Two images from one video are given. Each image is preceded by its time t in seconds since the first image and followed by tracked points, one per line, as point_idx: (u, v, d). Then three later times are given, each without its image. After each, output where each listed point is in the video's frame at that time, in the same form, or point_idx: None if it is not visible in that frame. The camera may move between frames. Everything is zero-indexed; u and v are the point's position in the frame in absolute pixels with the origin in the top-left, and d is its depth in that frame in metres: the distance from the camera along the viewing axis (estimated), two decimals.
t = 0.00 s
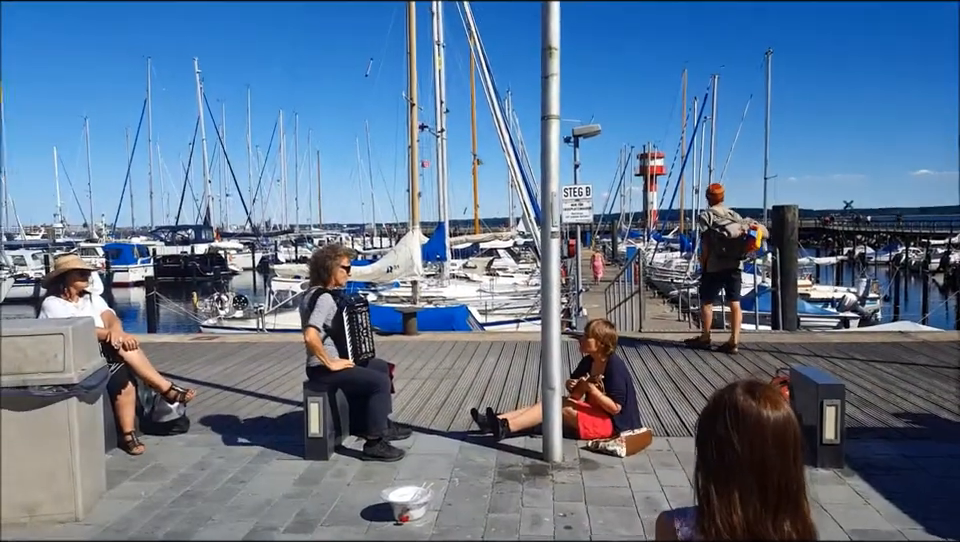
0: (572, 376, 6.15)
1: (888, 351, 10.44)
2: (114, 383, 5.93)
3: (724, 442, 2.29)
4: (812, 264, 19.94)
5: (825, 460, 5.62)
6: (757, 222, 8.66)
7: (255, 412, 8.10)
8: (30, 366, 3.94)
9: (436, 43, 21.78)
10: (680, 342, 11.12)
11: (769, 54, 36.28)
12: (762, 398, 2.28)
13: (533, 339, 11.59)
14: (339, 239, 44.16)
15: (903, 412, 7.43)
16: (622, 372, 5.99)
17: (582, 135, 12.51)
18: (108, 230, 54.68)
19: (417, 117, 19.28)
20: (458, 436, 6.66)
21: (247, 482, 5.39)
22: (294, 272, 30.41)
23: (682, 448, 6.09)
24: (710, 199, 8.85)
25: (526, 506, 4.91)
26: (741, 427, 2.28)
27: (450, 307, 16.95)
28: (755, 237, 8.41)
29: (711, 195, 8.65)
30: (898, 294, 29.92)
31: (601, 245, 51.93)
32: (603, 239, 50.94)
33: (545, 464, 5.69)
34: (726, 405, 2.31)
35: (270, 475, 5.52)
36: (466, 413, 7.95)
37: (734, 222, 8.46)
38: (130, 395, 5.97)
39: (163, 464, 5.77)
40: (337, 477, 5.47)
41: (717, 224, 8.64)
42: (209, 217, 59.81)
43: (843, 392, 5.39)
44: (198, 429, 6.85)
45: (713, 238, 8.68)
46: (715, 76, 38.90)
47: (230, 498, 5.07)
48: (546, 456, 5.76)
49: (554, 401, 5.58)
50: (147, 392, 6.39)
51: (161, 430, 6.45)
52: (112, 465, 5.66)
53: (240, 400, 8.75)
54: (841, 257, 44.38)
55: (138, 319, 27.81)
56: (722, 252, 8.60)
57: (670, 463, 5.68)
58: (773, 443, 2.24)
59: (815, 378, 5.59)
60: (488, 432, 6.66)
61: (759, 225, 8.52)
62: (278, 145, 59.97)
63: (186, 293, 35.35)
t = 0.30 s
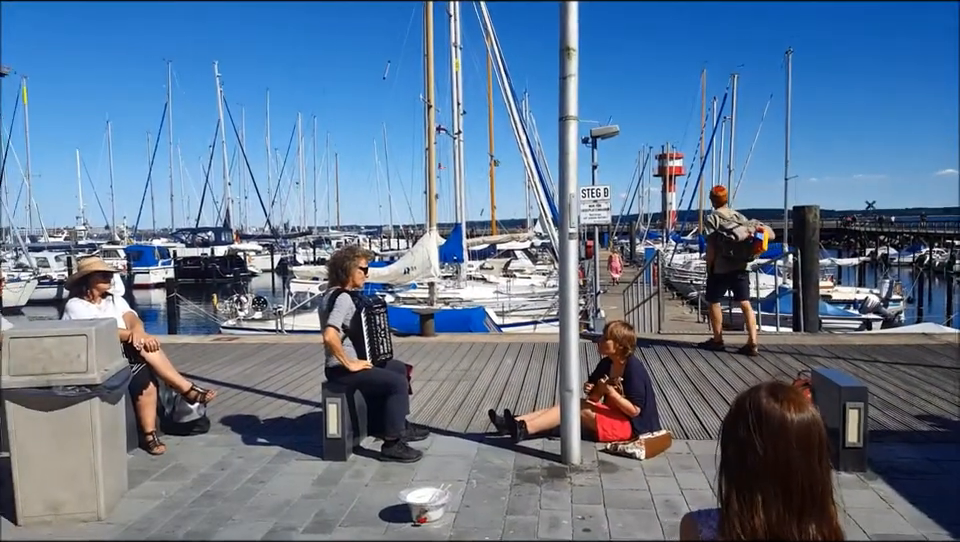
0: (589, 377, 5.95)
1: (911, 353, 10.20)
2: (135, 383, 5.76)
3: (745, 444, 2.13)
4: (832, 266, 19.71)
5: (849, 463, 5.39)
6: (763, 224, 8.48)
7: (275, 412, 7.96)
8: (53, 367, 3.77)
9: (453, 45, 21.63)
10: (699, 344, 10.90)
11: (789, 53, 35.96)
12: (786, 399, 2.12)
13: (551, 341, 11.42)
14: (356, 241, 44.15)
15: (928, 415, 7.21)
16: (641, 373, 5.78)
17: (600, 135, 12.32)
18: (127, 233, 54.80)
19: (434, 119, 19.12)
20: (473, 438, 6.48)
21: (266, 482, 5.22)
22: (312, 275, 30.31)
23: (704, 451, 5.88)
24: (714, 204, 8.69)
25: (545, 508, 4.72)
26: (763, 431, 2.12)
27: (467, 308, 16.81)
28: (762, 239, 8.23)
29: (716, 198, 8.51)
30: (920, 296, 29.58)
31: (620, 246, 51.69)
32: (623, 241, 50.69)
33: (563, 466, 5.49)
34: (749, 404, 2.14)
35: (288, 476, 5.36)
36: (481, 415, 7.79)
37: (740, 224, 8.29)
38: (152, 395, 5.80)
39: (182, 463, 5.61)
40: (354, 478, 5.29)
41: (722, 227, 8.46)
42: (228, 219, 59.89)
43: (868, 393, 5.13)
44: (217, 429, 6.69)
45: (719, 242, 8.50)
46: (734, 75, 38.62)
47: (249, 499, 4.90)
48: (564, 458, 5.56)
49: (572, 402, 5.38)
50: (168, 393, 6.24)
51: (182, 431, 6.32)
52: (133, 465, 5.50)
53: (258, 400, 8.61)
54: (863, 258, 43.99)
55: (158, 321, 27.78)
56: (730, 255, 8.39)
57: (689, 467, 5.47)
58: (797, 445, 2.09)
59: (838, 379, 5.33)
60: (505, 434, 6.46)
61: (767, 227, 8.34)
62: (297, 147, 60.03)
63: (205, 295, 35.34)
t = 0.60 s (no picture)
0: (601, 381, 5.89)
1: (925, 356, 10.09)
2: (149, 384, 5.70)
3: (761, 450, 2.15)
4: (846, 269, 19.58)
5: (864, 470, 5.25)
6: (764, 225, 8.44)
7: (287, 413, 7.90)
8: (68, 368, 3.73)
9: (465, 47, 21.59)
10: (712, 347, 10.80)
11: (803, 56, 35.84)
12: (802, 406, 2.15)
13: (563, 343, 11.34)
14: (368, 243, 44.16)
15: (945, 419, 7.10)
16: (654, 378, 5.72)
17: (612, 137, 12.24)
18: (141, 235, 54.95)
19: (446, 121, 19.09)
20: (484, 442, 6.43)
21: (278, 483, 5.17)
22: (325, 278, 30.28)
23: (717, 454, 5.79)
24: (713, 206, 8.64)
25: (559, 512, 4.65)
26: (780, 437, 2.15)
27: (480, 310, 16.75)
28: (766, 241, 8.19)
29: (716, 201, 8.46)
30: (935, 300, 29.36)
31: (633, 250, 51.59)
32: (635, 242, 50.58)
33: (575, 469, 5.42)
34: (766, 410, 2.17)
35: (299, 477, 5.30)
36: (493, 417, 7.73)
37: (743, 227, 8.23)
38: (165, 396, 5.74)
39: (194, 464, 5.55)
40: (366, 480, 5.23)
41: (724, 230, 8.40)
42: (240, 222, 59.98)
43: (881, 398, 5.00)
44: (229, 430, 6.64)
45: (722, 244, 8.42)
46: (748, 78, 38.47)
47: (261, 500, 4.85)
48: (575, 461, 5.49)
49: (584, 405, 5.30)
50: (181, 394, 6.18)
51: (195, 432, 6.25)
52: (146, 466, 5.45)
53: (269, 401, 8.57)
54: (877, 261, 43.78)
55: (171, 323, 27.82)
56: (733, 258, 8.34)
57: (703, 471, 5.38)
58: (812, 451, 2.11)
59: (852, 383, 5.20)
60: (516, 437, 6.39)
61: (768, 228, 8.31)
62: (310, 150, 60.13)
63: (218, 296, 35.38)
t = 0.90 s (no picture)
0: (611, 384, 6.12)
1: (929, 359, 10.28)
2: (156, 387, 5.94)
3: (774, 452, 2.38)
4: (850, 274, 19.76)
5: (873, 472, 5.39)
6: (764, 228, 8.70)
7: (296, 417, 8.14)
8: (74, 371, 3.89)
9: (474, 51, 21.81)
10: (718, 350, 11.01)
11: (811, 60, 36.00)
12: (811, 409, 2.36)
13: (570, 346, 11.57)
14: (376, 246, 44.42)
15: (947, 422, 7.30)
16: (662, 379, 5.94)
17: (620, 141, 12.45)
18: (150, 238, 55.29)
19: (455, 125, 19.32)
20: (497, 443, 6.68)
21: (286, 487, 5.39)
22: (334, 281, 30.53)
23: (724, 458, 5.99)
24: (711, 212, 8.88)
25: (565, 515, 4.86)
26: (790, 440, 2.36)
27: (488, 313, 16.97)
28: (771, 241, 8.43)
29: (716, 205, 8.70)
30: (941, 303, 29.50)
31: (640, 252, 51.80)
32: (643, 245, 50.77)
33: (584, 472, 5.64)
34: (778, 414, 2.39)
35: (308, 481, 5.52)
36: (503, 420, 7.95)
37: (748, 229, 8.47)
38: (172, 399, 5.97)
39: (203, 468, 5.78)
40: (374, 484, 5.45)
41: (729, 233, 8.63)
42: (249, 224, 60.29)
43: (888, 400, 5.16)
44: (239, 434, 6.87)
45: (727, 247, 8.62)
46: (756, 82, 38.63)
47: (269, 504, 5.07)
48: (584, 464, 5.71)
49: (593, 409, 5.52)
50: (189, 398, 6.43)
51: (202, 435, 6.49)
52: (154, 470, 5.68)
53: (280, 405, 8.81)
54: (884, 263, 43.90)
55: (179, 325, 28.05)
56: (739, 260, 8.53)
57: (708, 474, 5.59)
58: (822, 454, 2.32)
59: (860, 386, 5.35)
60: (525, 440, 6.61)
61: (771, 230, 8.57)
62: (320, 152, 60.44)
63: (227, 299, 35.66)
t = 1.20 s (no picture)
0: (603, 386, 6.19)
1: (919, 360, 10.43)
2: (148, 391, 6.05)
3: (775, 454, 2.34)
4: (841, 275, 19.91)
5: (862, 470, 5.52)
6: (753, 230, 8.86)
7: (289, 420, 8.26)
8: (64, 375, 3.97)
9: (469, 52, 21.91)
10: (711, 351, 11.15)
11: (804, 63, 36.21)
12: (811, 411, 2.33)
13: (563, 348, 11.70)
14: (370, 249, 44.50)
15: (938, 422, 7.43)
16: (654, 381, 6.03)
17: (615, 143, 12.60)
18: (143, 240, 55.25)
19: (450, 126, 19.44)
20: (491, 445, 6.78)
21: (279, 490, 5.51)
22: (328, 284, 30.61)
23: (717, 458, 6.12)
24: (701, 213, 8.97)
25: (559, 515, 4.98)
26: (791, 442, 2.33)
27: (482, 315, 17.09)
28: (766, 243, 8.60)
29: (709, 208, 8.81)
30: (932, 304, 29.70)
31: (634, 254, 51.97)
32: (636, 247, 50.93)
33: (578, 472, 5.75)
34: (778, 416, 2.35)
35: (301, 484, 5.65)
36: (497, 421, 8.08)
37: (742, 231, 8.61)
38: (163, 402, 6.08)
39: (195, 472, 5.90)
40: (368, 487, 5.57)
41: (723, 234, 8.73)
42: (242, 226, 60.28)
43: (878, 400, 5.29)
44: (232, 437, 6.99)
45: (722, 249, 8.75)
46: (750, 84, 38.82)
47: (262, 506, 5.19)
48: (578, 465, 5.82)
49: (587, 411, 5.62)
50: (180, 401, 6.53)
51: (194, 439, 6.60)
52: (146, 474, 5.79)
53: (274, 407, 8.93)
54: (876, 266, 44.13)
55: (171, 328, 28.10)
56: (734, 261, 8.66)
57: (701, 474, 5.71)
58: (823, 458, 2.30)
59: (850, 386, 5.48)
60: (520, 442, 6.73)
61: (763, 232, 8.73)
62: (313, 154, 60.49)
63: (220, 302, 35.69)
